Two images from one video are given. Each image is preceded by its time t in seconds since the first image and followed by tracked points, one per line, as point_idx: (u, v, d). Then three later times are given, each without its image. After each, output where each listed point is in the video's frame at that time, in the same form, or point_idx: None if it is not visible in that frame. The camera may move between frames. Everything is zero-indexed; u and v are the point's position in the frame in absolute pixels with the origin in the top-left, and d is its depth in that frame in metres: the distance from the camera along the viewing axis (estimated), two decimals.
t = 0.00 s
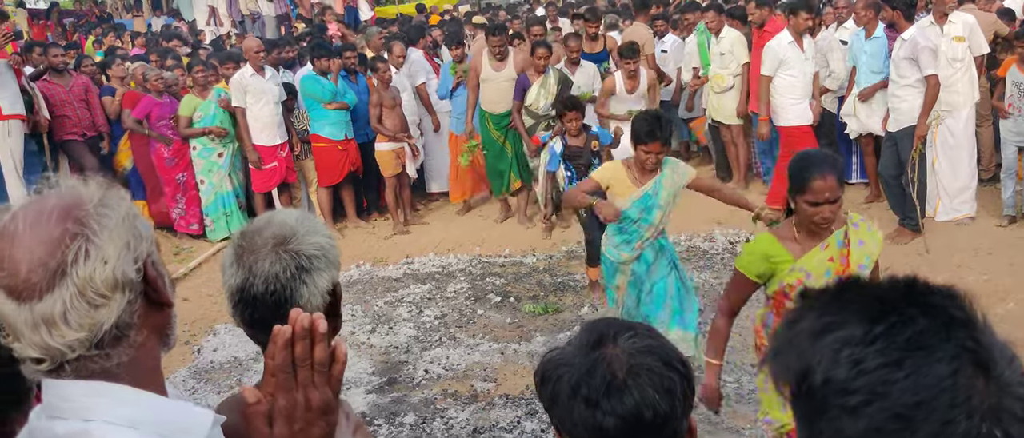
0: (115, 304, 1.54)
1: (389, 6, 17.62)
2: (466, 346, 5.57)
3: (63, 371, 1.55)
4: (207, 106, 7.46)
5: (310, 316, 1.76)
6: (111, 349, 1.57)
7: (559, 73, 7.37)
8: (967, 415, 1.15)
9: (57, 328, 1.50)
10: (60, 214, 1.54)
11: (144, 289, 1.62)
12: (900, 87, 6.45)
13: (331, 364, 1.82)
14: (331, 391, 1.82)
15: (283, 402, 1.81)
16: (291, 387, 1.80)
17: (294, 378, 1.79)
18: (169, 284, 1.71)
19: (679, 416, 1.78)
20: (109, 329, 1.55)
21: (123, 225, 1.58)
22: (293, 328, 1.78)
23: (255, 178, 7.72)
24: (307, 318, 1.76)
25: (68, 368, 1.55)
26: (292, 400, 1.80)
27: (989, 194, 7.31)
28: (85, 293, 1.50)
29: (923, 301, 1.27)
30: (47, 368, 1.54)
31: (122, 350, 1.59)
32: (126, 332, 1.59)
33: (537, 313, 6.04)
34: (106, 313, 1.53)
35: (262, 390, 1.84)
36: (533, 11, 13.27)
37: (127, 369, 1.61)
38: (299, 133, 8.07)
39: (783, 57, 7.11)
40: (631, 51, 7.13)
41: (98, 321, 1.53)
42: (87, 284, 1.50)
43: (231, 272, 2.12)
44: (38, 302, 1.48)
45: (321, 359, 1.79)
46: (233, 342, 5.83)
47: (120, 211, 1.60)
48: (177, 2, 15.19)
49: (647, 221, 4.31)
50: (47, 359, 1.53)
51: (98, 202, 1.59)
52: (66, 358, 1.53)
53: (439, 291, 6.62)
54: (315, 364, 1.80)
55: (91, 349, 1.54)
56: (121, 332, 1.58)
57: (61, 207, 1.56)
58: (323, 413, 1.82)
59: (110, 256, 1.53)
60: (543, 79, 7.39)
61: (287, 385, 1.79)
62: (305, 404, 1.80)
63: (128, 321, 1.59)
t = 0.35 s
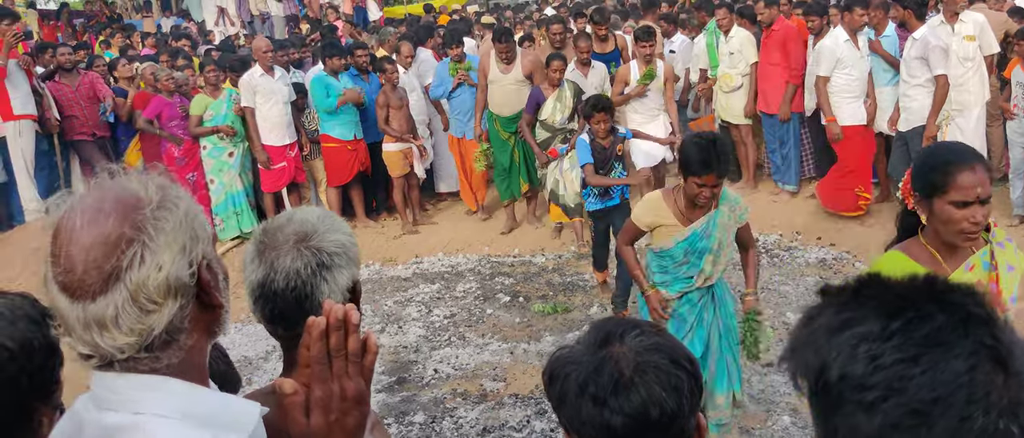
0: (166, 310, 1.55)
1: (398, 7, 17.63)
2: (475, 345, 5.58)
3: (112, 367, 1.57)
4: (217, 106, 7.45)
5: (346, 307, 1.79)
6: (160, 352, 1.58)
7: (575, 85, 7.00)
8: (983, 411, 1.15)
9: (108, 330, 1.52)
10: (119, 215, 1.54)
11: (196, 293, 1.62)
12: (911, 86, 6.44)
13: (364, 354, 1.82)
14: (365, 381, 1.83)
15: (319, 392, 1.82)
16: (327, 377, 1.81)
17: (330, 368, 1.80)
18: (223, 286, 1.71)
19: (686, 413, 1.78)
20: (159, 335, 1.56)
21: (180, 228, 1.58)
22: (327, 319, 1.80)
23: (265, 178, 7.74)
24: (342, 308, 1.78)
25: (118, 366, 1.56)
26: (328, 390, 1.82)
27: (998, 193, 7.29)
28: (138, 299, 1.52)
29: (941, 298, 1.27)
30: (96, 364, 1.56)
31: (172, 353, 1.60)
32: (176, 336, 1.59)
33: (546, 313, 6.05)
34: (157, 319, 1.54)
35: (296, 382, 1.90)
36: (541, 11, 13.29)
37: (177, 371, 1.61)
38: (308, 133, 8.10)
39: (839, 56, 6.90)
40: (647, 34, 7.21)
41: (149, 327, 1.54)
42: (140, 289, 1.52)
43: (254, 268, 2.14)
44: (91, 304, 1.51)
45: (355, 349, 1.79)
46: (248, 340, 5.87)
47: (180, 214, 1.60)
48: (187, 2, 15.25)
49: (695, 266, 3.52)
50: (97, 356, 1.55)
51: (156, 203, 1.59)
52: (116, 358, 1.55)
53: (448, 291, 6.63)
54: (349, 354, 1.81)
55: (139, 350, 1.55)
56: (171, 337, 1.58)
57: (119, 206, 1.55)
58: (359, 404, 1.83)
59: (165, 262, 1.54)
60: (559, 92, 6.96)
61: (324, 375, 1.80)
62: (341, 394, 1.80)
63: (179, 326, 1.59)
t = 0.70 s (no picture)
0: (184, 291, 1.54)
1: None
2: (473, 336, 5.58)
3: (128, 350, 1.55)
4: (216, 96, 7.41)
5: (358, 286, 1.79)
6: (178, 335, 1.56)
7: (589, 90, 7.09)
8: (988, 388, 1.15)
9: (125, 312, 1.51)
10: (137, 195, 1.53)
11: (213, 273, 1.61)
12: (910, 78, 6.42)
13: (375, 332, 1.82)
14: (377, 360, 1.83)
15: (331, 372, 1.81)
16: (339, 357, 1.80)
17: (343, 347, 1.80)
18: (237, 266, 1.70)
19: (684, 396, 1.77)
20: (177, 317, 1.55)
21: (198, 209, 1.58)
22: (339, 298, 1.79)
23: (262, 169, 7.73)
24: (354, 286, 1.78)
25: (135, 349, 1.55)
26: (341, 370, 1.80)
27: (997, 186, 7.30)
28: (156, 280, 1.51)
29: (951, 277, 1.26)
30: (111, 347, 1.55)
31: (189, 335, 1.58)
32: (193, 318, 1.58)
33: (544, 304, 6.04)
34: (175, 301, 1.53)
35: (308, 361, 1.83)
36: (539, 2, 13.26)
37: (195, 355, 1.60)
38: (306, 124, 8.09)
39: (869, 42, 6.87)
40: (654, 29, 7.11)
41: (167, 309, 1.53)
42: (159, 270, 1.51)
43: (261, 246, 2.14)
44: (109, 285, 1.50)
45: (367, 327, 1.79)
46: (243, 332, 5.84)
47: (199, 193, 1.60)
48: None
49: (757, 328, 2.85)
50: (112, 338, 1.54)
51: (175, 183, 1.58)
52: (133, 340, 1.53)
53: (446, 282, 6.62)
54: (362, 333, 1.81)
55: (157, 333, 1.54)
56: (188, 319, 1.57)
57: (136, 186, 1.55)
58: (371, 384, 1.83)
59: (184, 243, 1.53)
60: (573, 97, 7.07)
61: (336, 354, 1.79)
62: (353, 373, 1.80)
63: (196, 308, 1.58)
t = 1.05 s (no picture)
0: (165, 275, 1.52)
1: None
2: (465, 330, 5.57)
3: (111, 336, 1.55)
4: (207, 90, 7.39)
5: (336, 273, 1.70)
6: (159, 319, 1.55)
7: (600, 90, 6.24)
8: (974, 381, 1.13)
9: (106, 295, 1.49)
10: (113, 181, 1.52)
11: (193, 258, 1.59)
12: (904, 75, 6.42)
13: (355, 319, 1.74)
14: (358, 347, 1.74)
15: (312, 360, 1.73)
16: (319, 344, 1.72)
17: (323, 335, 1.72)
18: (218, 251, 1.67)
19: (684, 383, 1.77)
20: (157, 300, 1.53)
21: (174, 194, 1.55)
22: (319, 286, 1.71)
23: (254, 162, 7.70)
24: (333, 274, 1.69)
25: (117, 335, 1.54)
26: (322, 357, 1.73)
27: (989, 183, 7.30)
28: (134, 263, 1.49)
29: (944, 270, 1.26)
30: (94, 333, 1.54)
31: (170, 319, 1.57)
32: (175, 302, 1.56)
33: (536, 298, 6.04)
34: (156, 284, 1.51)
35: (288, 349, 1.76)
36: None
37: (175, 337, 1.59)
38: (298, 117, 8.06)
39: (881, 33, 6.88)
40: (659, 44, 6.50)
41: (148, 292, 1.51)
42: (137, 254, 1.49)
43: (261, 232, 2.15)
44: (88, 269, 1.48)
45: (346, 314, 1.72)
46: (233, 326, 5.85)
47: (173, 178, 1.58)
48: None
49: None
50: (95, 324, 1.52)
51: (150, 170, 1.56)
52: (115, 325, 1.52)
53: (438, 276, 6.62)
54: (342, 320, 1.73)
55: (139, 317, 1.53)
56: (169, 302, 1.56)
57: (113, 172, 1.53)
58: (353, 369, 1.74)
59: (161, 228, 1.51)
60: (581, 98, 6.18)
61: (316, 342, 1.71)
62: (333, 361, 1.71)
63: (177, 292, 1.56)
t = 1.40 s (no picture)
0: (142, 273, 1.46)
1: None
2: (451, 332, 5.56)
3: (83, 335, 1.48)
4: (192, 90, 7.33)
5: (317, 280, 1.62)
6: (134, 318, 1.49)
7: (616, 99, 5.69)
8: (960, 379, 1.13)
9: (80, 291, 1.44)
10: (94, 177, 1.48)
11: (171, 258, 1.54)
12: (889, 80, 6.48)
13: (335, 328, 1.65)
14: (337, 356, 1.64)
15: (288, 368, 1.63)
16: (296, 351, 1.62)
17: (301, 342, 1.62)
18: (198, 254, 1.62)
19: (698, 384, 1.77)
20: (134, 299, 1.47)
21: (154, 193, 1.50)
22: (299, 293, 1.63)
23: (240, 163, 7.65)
24: (313, 281, 1.61)
25: (90, 333, 1.48)
26: (299, 365, 1.62)
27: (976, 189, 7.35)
28: (111, 259, 1.44)
29: (937, 272, 1.26)
30: (67, 330, 1.48)
31: (146, 319, 1.51)
32: (151, 301, 1.50)
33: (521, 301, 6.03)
34: (132, 281, 1.46)
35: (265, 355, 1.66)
36: None
37: (148, 341, 1.52)
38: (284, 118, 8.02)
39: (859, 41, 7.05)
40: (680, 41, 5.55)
41: (123, 289, 1.45)
42: (115, 250, 1.44)
43: (273, 231, 2.14)
44: (64, 264, 1.44)
45: (325, 322, 1.62)
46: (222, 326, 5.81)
47: (155, 177, 1.53)
48: None
49: None
50: (68, 321, 1.47)
51: (132, 167, 1.52)
52: (88, 323, 1.46)
53: (424, 278, 6.60)
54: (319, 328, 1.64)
55: (113, 315, 1.47)
56: (146, 301, 1.49)
57: (94, 168, 1.50)
58: (330, 378, 1.64)
59: (140, 225, 1.46)
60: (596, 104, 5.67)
61: (294, 349, 1.62)
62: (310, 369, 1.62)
63: (154, 291, 1.50)
